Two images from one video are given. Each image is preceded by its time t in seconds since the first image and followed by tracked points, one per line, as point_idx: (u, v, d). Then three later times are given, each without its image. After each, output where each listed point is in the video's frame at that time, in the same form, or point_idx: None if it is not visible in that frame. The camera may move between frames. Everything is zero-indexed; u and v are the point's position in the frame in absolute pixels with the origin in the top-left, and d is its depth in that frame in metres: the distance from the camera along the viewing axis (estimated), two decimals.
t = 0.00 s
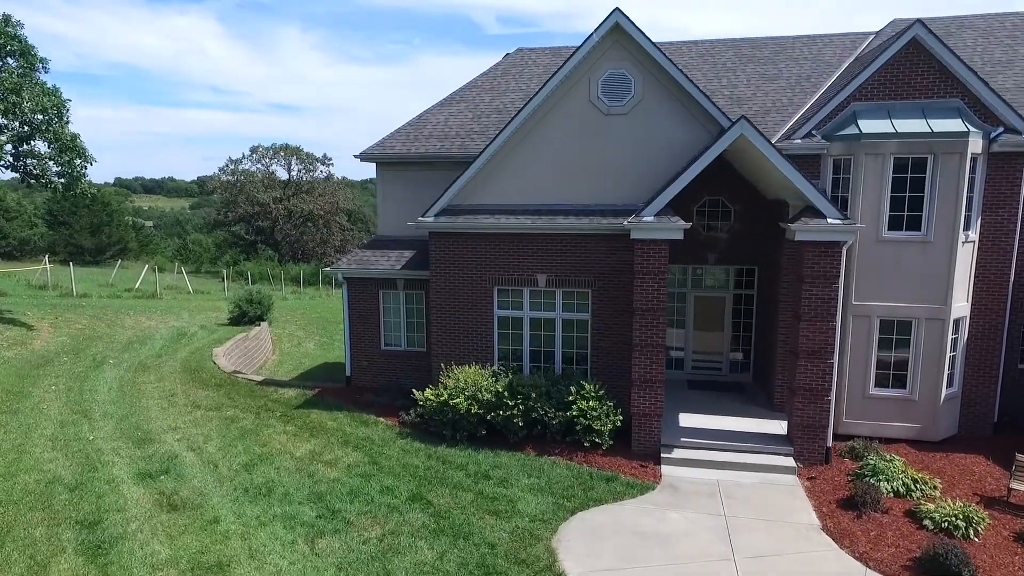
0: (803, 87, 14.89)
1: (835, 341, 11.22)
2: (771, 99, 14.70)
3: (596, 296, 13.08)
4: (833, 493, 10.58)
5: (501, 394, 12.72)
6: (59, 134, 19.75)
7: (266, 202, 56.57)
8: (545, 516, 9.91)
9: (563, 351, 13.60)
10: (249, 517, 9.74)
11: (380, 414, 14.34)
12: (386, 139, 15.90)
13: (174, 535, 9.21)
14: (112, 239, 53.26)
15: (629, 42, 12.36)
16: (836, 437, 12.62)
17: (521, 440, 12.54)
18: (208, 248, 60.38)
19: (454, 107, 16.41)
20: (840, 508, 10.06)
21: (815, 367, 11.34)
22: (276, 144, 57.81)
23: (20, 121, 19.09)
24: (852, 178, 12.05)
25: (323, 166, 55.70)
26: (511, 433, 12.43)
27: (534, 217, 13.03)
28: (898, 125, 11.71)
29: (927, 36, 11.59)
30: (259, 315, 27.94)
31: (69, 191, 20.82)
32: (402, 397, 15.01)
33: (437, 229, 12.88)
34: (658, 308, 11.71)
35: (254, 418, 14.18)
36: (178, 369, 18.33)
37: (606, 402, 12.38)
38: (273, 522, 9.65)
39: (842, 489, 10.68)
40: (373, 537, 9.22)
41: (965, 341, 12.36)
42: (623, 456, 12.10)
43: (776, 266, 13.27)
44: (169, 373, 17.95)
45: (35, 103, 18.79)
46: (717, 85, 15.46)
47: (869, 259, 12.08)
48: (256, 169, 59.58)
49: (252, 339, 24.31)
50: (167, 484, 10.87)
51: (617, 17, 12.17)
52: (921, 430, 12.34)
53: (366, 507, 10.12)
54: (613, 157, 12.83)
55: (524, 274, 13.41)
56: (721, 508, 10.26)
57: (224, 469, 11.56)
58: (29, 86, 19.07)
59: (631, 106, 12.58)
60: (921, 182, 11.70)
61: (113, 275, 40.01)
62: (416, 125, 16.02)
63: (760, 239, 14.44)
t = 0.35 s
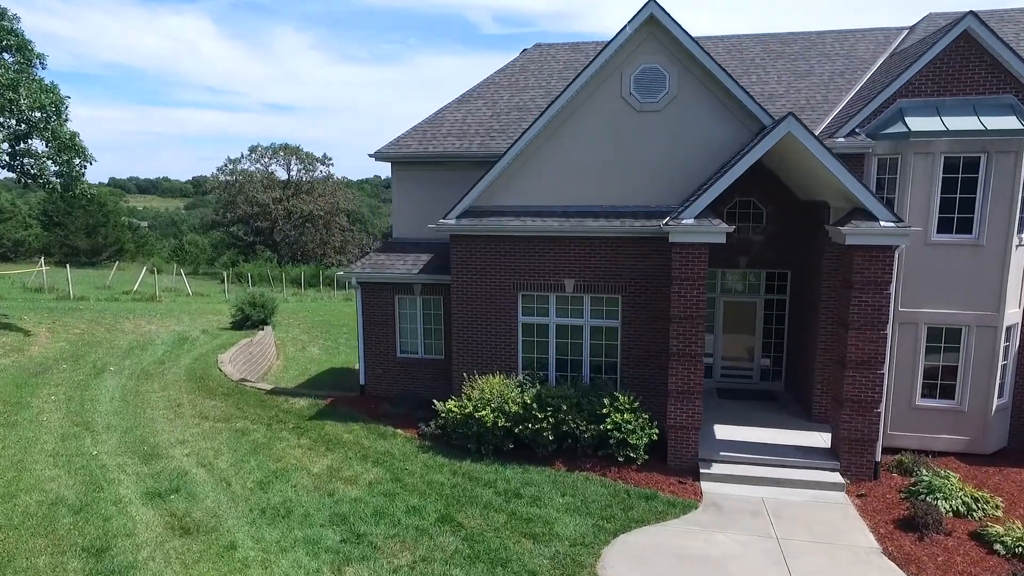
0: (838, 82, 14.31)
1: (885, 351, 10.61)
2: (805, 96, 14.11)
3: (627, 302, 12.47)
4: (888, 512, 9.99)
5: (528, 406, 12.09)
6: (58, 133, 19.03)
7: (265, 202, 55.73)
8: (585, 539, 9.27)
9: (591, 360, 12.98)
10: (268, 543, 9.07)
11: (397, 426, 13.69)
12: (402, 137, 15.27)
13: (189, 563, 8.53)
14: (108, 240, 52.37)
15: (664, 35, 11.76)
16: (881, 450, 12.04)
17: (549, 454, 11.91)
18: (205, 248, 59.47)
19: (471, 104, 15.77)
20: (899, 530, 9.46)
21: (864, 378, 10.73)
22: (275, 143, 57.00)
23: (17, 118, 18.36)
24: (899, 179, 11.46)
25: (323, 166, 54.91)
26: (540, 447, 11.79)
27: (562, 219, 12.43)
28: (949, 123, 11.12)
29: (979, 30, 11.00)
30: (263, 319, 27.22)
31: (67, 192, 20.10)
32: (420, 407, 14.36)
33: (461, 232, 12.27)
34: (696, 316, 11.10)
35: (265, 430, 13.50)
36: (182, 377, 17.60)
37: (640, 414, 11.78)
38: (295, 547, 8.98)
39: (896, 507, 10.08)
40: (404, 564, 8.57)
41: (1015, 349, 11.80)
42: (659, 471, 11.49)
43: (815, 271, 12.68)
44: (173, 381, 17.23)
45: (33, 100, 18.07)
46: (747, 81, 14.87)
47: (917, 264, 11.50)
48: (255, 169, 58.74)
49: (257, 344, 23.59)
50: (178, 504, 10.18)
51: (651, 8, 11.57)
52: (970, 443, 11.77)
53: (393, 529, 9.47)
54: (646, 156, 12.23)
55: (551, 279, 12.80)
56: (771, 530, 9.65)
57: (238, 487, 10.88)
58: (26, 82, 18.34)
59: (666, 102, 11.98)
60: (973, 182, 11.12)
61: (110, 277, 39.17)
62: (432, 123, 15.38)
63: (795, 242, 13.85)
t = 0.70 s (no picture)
0: (851, 81, 13.98)
1: (916, 358, 10.21)
2: (819, 94, 13.72)
3: (643, 308, 11.98)
4: (924, 525, 9.58)
5: (541, 417, 11.50)
6: (30, 130, 18.00)
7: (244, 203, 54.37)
8: (614, 562, 8.69)
9: (605, 368, 12.45)
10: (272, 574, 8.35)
11: (400, 439, 13.00)
12: (401, 135, 14.61)
13: None
14: (81, 242, 50.67)
15: (682, 29, 11.31)
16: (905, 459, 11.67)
17: (564, 468, 11.33)
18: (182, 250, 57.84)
19: (473, 101, 15.16)
20: (939, 546, 9.05)
21: (894, 386, 10.32)
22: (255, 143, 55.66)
23: None
24: (925, 179, 11.08)
25: (304, 166, 53.77)
26: (555, 461, 11.20)
27: (575, 221, 11.92)
28: (976, 121, 10.78)
29: (1006, 26, 10.72)
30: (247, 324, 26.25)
31: (40, 192, 19.04)
32: (423, 419, 13.68)
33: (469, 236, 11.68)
34: (720, 322, 10.60)
35: (259, 446, 12.71)
36: (166, 388, 16.69)
37: (660, 425, 11.28)
38: None
39: (931, 521, 9.68)
40: None
41: None
42: (681, 484, 10.99)
43: (834, 274, 12.30)
44: (157, 393, 16.30)
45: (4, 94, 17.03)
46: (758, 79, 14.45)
47: (943, 267, 11.15)
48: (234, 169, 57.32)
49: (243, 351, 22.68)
50: (169, 531, 9.39)
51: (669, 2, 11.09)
52: (997, 451, 11.45)
53: (406, 555, 8.80)
54: (662, 155, 11.77)
55: (563, 284, 12.26)
56: (805, 548, 9.18)
57: (234, 509, 10.11)
58: None
59: (683, 99, 11.52)
60: (1001, 182, 10.80)
61: (84, 281, 37.73)
62: (433, 121, 14.71)
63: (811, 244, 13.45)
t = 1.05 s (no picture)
0: (851, 80, 13.78)
1: (934, 363, 9.94)
2: (821, 93, 13.46)
3: (650, 313, 11.57)
4: (947, 535, 9.31)
5: (547, 429, 10.96)
6: None
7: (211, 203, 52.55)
8: None
9: (609, 376, 11.99)
10: None
11: (393, 454, 12.31)
12: (390, 133, 13.92)
13: None
14: (36, 244, 48.30)
15: (690, 23, 10.89)
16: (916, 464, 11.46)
17: (572, 483, 10.80)
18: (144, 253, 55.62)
19: (465, 98, 14.55)
20: (967, 558, 8.77)
21: (912, 392, 10.03)
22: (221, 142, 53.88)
23: None
24: (937, 180, 10.85)
25: (274, 165, 52.24)
26: (562, 476, 10.65)
27: (580, 223, 11.45)
28: (987, 121, 10.60)
29: (1015, 25, 10.56)
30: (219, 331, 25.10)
31: None
32: (417, 432, 12.99)
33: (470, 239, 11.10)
34: (734, 328, 10.22)
35: (242, 465, 11.86)
36: (136, 402, 15.63)
37: (671, 434, 10.85)
38: None
39: (954, 530, 9.42)
40: None
41: None
42: (695, 497, 10.55)
43: (841, 277, 12.05)
44: (126, 407, 15.24)
45: None
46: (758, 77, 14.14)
47: (954, 270, 10.96)
48: (199, 169, 55.38)
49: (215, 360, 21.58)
50: (150, 565, 8.55)
51: None
52: (1006, 455, 11.33)
53: None
54: (669, 154, 11.38)
55: (567, 289, 11.76)
56: (831, 563, 8.81)
57: (220, 537, 9.30)
58: None
59: (691, 96, 11.11)
60: (1012, 184, 10.65)
61: (40, 286, 35.79)
62: (423, 119, 14.04)
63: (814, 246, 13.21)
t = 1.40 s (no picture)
0: (840, 79, 13.71)
1: (940, 364, 9.80)
2: (812, 93, 13.33)
3: (650, 318, 11.19)
4: (959, 541, 9.19)
5: (548, 441, 10.46)
6: None
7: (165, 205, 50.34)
8: None
9: (608, 383, 11.56)
10: None
11: (381, 470, 11.62)
12: (371, 130, 13.22)
13: None
14: None
15: (690, 19, 10.58)
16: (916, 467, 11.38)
17: (575, 496, 10.32)
18: (93, 256, 52.92)
19: (449, 95, 13.95)
20: (983, 564, 8.64)
21: (918, 395, 9.87)
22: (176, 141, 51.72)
23: None
24: (936, 180, 10.77)
25: (233, 165, 50.38)
26: (565, 489, 10.17)
27: (578, 225, 11.02)
28: (985, 121, 10.57)
29: (1011, 25, 10.53)
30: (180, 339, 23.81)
31: None
32: (405, 446, 12.33)
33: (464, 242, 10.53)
34: (741, 333, 9.92)
35: (218, 487, 11.01)
36: (94, 419, 14.50)
37: (676, 443, 10.48)
38: None
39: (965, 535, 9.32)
40: None
41: None
42: (702, 507, 10.20)
43: (839, 278, 11.91)
44: (83, 425, 14.11)
45: None
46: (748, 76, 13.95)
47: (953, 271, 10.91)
48: (152, 169, 53.02)
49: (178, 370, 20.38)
50: None
51: None
52: (1003, 455, 11.35)
53: None
54: (669, 153, 11.05)
55: (564, 293, 11.29)
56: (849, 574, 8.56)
57: (200, 570, 8.50)
58: None
59: (692, 94, 10.81)
60: (1009, 184, 10.66)
61: None
62: (406, 116, 13.39)
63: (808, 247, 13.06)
